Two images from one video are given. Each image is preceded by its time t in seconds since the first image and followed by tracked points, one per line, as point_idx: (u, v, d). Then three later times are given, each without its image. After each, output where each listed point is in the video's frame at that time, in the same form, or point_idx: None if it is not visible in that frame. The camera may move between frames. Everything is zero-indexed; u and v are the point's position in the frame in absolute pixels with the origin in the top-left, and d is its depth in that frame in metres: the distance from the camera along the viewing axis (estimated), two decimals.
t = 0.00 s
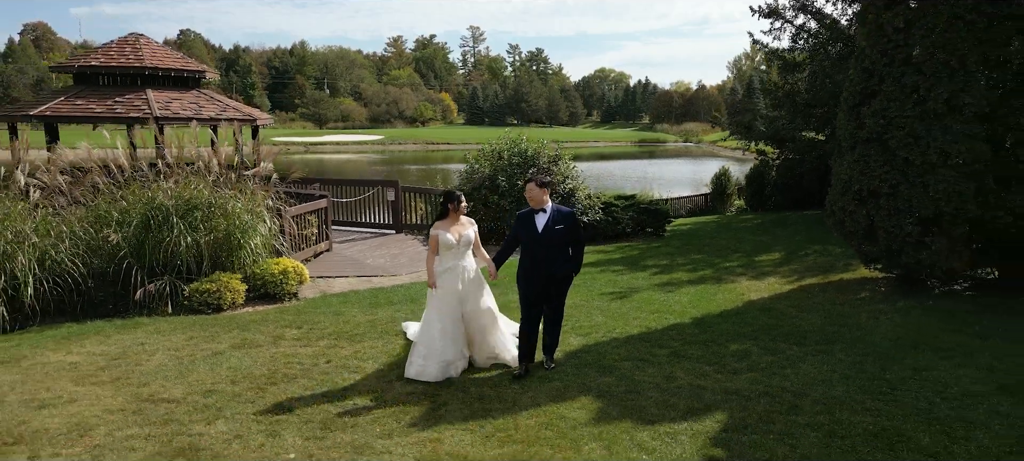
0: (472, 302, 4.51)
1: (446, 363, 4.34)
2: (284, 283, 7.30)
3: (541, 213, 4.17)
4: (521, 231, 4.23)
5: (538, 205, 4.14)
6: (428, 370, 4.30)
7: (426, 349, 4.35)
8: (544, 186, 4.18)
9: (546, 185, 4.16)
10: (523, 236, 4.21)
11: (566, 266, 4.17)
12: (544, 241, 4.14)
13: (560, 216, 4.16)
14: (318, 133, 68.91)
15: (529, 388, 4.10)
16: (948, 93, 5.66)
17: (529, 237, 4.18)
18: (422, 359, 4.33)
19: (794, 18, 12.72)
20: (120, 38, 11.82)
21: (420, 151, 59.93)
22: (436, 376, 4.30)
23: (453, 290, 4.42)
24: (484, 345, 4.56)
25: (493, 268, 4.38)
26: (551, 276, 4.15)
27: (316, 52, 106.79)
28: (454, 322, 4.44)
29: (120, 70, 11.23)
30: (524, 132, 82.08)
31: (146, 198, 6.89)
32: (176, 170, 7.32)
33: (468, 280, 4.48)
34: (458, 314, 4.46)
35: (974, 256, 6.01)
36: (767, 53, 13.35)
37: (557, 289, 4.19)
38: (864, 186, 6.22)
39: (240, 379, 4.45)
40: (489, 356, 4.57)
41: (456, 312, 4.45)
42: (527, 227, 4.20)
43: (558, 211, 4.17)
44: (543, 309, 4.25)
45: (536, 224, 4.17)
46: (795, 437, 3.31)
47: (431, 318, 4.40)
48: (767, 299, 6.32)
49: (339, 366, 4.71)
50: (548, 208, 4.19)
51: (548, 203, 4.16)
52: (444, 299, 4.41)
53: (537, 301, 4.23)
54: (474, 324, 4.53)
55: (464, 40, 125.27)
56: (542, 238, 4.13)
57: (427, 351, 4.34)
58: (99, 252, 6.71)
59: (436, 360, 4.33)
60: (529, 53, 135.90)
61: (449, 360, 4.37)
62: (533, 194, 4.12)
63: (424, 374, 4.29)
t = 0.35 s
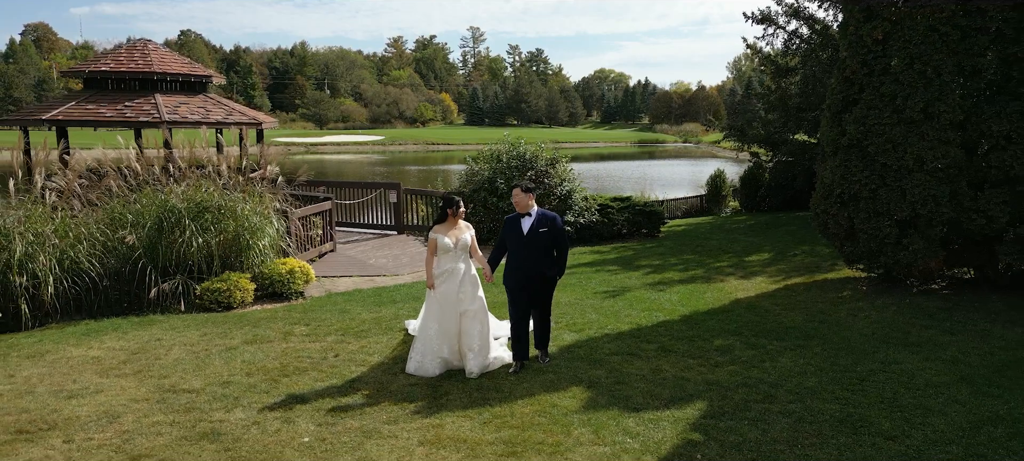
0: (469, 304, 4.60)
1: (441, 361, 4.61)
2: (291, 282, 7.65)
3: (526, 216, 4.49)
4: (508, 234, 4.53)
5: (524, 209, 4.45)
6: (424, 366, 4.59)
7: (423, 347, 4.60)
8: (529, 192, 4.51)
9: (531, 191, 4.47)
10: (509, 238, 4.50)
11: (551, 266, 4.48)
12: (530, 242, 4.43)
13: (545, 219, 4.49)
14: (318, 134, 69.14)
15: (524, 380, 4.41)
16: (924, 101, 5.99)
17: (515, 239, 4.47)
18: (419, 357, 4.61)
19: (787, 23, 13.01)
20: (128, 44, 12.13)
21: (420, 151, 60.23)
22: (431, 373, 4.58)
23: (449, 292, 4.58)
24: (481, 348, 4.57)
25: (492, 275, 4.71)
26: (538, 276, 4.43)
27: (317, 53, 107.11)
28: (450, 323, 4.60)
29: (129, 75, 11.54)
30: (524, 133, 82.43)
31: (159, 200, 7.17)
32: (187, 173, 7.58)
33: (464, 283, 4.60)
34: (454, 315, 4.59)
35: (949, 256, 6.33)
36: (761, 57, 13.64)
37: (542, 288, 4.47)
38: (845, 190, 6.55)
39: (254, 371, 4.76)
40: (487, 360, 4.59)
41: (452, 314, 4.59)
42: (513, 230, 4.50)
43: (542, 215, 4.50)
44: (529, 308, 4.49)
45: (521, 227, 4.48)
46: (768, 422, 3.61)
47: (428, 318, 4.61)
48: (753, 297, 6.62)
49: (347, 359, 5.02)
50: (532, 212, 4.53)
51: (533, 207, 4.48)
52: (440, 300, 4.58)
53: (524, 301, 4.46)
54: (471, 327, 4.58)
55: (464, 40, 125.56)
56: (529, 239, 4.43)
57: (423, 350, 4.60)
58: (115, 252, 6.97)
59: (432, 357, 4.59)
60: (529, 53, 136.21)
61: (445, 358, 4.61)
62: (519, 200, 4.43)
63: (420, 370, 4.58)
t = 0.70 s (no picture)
0: (470, 307, 4.84)
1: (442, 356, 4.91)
2: (297, 281, 7.98)
3: (515, 220, 4.77)
4: (498, 237, 4.83)
5: (513, 213, 4.74)
6: (426, 361, 4.88)
7: (425, 343, 4.89)
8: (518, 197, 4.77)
9: (520, 196, 4.75)
10: (500, 240, 4.81)
11: (540, 266, 4.78)
12: (519, 245, 4.74)
13: (533, 221, 4.77)
14: (319, 135, 69.56)
15: (518, 372, 4.73)
16: (898, 110, 6.35)
17: (505, 241, 4.78)
18: (421, 352, 4.90)
19: (778, 30, 13.35)
20: (137, 49, 12.47)
21: (420, 151, 60.56)
22: (432, 367, 4.88)
23: (452, 295, 4.86)
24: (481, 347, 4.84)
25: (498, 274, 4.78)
26: (527, 276, 4.74)
27: (317, 54, 107.54)
28: (452, 323, 4.85)
29: (138, 80, 11.87)
30: (524, 133, 82.83)
31: (171, 202, 7.50)
32: (197, 175, 7.91)
33: (466, 288, 4.85)
34: (456, 316, 4.85)
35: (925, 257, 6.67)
36: (753, 62, 13.96)
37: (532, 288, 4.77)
38: (827, 194, 6.90)
39: (266, 364, 5.09)
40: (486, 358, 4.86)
41: (454, 315, 4.84)
42: (503, 232, 4.80)
43: (530, 217, 4.78)
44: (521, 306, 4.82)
45: (510, 229, 4.78)
46: (741, 409, 3.94)
47: (431, 318, 4.87)
48: (739, 295, 6.95)
49: (353, 353, 5.35)
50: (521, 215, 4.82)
51: (522, 211, 4.76)
52: (443, 302, 4.85)
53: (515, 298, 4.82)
54: (472, 328, 4.83)
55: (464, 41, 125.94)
56: (517, 241, 4.73)
57: (426, 346, 4.88)
58: (129, 252, 7.27)
59: (433, 353, 4.89)
60: (529, 54, 136.55)
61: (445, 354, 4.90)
62: (508, 204, 4.71)
63: (421, 364, 4.88)
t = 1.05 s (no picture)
0: (476, 303, 5.12)
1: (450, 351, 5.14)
2: (304, 279, 8.32)
3: (513, 225, 4.93)
4: (496, 241, 4.97)
5: (512, 219, 4.91)
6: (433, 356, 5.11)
7: (432, 339, 5.11)
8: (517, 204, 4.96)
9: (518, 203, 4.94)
10: (498, 245, 4.95)
11: (537, 269, 4.88)
12: (516, 248, 4.87)
13: (531, 228, 4.92)
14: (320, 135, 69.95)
15: (514, 365, 5.07)
16: (876, 117, 6.71)
17: (503, 245, 4.92)
18: (428, 347, 5.12)
19: (770, 35, 13.69)
20: (146, 55, 12.82)
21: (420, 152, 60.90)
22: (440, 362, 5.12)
23: (459, 292, 5.08)
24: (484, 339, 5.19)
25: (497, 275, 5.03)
26: (524, 278, 4.84)
27: (318, 54, 107.96)
28: (459, 319, 5.10)
29: (147, 85, 12.23)
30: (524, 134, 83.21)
31: (183, 204, 7.85)
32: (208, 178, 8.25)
33: (471, 284, 5.09)
34: (462, 312, 5.10)
35: (902, 257, 7.02)
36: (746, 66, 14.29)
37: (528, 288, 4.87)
38: (809, 196, 7.37)
39: (278, 356, 5.43)
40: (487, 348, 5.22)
41: (461, 311, 5.10)
42: (501, 237, 4.94)
43: (528, 223, 4.93)
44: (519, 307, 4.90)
45: (508, 235, 4.93)
46: (718, 396, 4.28)
47: (439, 315, 5.10)
48: (726, 293, 7.29)
49: (360, 347, 5.69)
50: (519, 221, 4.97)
51: (520, 216, 4.94)
52: (451, 298, 5.07)
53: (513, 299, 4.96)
54: (476, 322, 5.14)
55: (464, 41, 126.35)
56: (514, 246, 4.86)
57: (434, 342, 5.10)
58: (144, 251, 7.58)
59: (441, 348, 5.11)
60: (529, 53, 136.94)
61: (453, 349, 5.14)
62: (507, 210, 4.89)
63: (428, 360, 5.11)
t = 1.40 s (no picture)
0: (475, 301, 5.37)
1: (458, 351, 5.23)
2: (311, 277, 8.68)
3: (517, 226, 5.23)
4: (502, 240, 5.31)
5: (517, 219, 5.18)
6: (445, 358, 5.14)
7: (441, 341, 5.17)
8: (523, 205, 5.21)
9: (524, 205, 5.20)
10: (502, 245, 5.29)
11: (538, 270, 5.20)
12: (518, 249, 5.19)
13: (534, 229, 5.22)
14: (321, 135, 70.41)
15: (511, 355, 5.44)
16: (854, 123, 7.10)
17: (507, 245, 5.25)
18: (439, 350, 5.15)
19: (762, 40, 14.04)
20: (155, 60, 13.18)
21: (420, 152, 61.24)
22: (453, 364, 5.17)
23: (460, 291, 5.28)
24: (480, 335, 5.47)
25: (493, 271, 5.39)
26: (526, 278, 5.18)
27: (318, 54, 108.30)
28: (461, 318, 5.29)
29: (157, 89, 12.59)
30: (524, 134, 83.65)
31: (195, 205, 8.20)
32: (218, 180, 8.62)
33: (468, 283, 5.32)
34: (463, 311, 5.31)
35: (881, 256, 7.40)
36: (739, 70, 14.65)
37: (529, 288, 5.19)
38: (792, 198, 7.77)
39: (290, 348, 5.79)
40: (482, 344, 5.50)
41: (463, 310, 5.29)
42: (506, 237, 5.27)
43: (531, 225, 5.23)
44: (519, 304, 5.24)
45: (512, 235, 5.24)
46: (699, 383, 4.65)
47: (443, 316, 5.23)
48: (713, 290, 7.65)
49: (366, 340, 6.06)
50: (524, 222, 5.27)
51: (525, 217, 5.20)
52: (454, 298, 5.25)
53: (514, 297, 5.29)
54: (475, 319, 5.40)
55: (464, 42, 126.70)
56: (517, 246, 5.19)
57: (444, 343, 5.16)
58: (158, 250, 7.93)
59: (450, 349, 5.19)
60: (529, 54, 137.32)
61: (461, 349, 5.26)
62: (513, 211, 5.15)
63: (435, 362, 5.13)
